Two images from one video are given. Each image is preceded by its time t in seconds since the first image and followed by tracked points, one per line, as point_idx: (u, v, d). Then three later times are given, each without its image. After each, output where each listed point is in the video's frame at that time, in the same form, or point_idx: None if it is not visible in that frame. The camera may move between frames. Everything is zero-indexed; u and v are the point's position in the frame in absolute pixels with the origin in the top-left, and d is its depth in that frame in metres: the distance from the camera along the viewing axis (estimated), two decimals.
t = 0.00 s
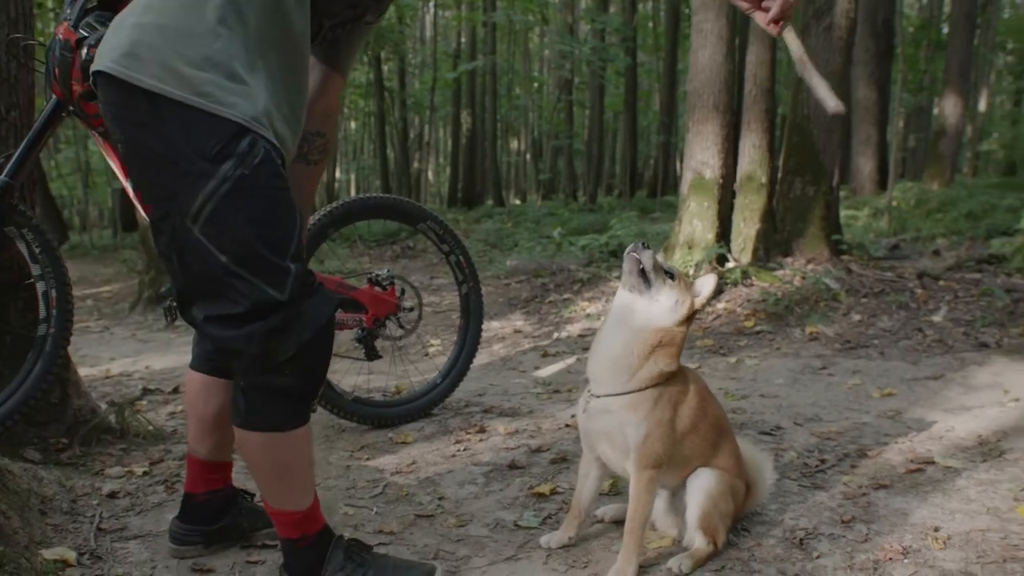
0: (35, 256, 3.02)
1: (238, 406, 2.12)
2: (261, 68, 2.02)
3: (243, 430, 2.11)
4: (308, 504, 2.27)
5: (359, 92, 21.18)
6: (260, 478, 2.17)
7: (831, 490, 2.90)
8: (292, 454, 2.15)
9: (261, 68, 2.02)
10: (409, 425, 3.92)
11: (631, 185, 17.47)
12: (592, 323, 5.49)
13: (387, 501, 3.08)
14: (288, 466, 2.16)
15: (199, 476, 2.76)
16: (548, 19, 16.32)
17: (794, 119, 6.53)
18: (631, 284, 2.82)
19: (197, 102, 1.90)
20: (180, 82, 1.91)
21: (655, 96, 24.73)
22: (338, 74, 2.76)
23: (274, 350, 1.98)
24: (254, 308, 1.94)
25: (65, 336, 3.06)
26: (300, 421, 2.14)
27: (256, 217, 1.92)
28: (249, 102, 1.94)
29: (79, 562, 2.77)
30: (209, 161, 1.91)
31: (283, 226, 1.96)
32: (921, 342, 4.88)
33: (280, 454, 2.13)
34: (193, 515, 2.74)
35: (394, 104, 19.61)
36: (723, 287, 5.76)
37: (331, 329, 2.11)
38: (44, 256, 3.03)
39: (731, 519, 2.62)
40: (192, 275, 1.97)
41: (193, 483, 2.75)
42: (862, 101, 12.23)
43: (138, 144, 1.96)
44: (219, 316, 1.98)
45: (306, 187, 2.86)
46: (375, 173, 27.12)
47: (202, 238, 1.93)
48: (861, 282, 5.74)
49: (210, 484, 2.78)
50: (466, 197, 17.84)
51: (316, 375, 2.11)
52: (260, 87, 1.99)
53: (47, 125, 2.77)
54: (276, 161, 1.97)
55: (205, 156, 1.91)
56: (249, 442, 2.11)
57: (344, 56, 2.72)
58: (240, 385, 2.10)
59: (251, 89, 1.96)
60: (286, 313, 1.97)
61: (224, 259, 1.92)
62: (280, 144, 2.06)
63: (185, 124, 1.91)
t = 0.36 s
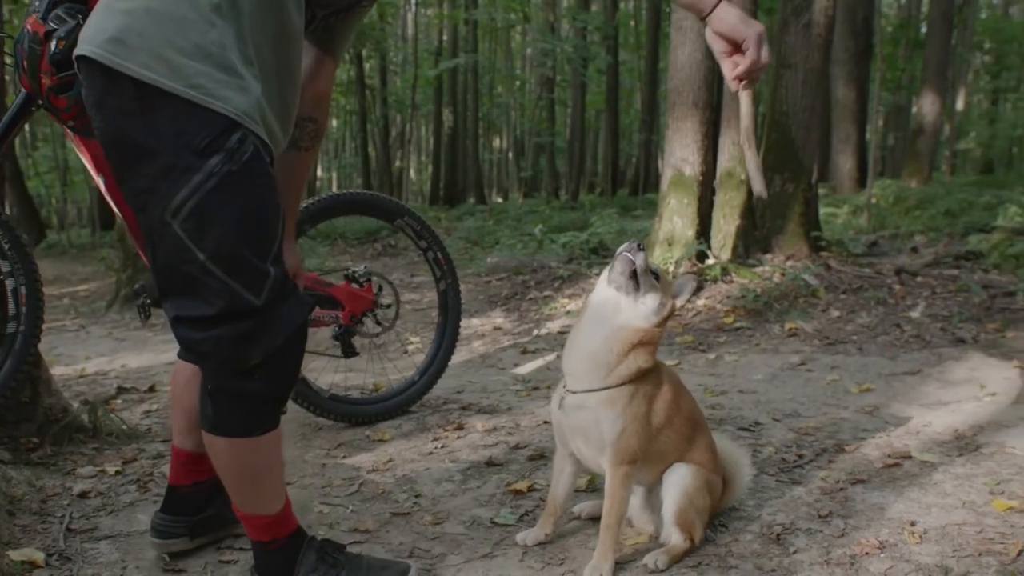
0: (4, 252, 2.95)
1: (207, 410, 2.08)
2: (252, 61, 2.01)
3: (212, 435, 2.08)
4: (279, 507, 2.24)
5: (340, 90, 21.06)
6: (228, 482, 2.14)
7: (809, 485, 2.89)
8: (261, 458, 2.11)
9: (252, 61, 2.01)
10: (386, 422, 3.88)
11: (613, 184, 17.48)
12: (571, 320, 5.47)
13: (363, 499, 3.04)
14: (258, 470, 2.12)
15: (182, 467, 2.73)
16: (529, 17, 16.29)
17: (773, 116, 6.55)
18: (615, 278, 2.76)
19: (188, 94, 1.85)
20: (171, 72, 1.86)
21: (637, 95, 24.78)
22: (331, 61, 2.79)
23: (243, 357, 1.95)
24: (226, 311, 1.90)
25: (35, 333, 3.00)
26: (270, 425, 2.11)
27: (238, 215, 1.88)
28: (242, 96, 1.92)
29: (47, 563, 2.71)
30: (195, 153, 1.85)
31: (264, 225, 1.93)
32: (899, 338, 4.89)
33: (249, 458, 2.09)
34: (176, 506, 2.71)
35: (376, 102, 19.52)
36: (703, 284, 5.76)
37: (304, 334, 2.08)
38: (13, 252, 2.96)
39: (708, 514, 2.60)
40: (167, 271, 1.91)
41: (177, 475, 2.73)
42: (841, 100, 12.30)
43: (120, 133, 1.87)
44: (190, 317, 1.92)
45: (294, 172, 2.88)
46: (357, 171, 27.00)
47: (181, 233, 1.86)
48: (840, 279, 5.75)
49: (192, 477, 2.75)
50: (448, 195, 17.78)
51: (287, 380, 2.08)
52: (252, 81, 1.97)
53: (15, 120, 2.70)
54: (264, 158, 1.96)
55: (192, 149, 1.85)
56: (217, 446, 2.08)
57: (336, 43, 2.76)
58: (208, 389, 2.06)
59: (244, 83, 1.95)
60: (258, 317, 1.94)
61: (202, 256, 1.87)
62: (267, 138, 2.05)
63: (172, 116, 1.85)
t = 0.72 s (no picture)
0: None
1: (174, 409, 2.02)
2: (232, 53, 1.96)
3: (178, 436, 2.01)
4: (249, 508, 2.18)
5: (323, 88, 20.96)
6: (196, 483, 2.08)
7: (786, 482, 2.88)
8: (228, 459, 2.05)
9: (232, 54, 1.96)
10: (364, 420, 3.84)
11: (596, 183, 17.49)
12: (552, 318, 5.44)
13: (337, 499, 2.99)
14: (225, 471, 2.06)
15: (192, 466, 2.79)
16: (512, 16, 16.27)
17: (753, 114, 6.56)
18: (601, 277, 2.70)
19: (167, 86, 1.79)
20: (149, 63, 1.79)
21: (620, 94, 24.81)
22: (312, 49, 2.80)
23: (212, 358, 1.91)
24: (198, 311, 1.86)
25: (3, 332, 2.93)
26: (239, 425, 2.04)
27: (213, 214, 1.84)
28: (222, 90, 1.88)
29: (13, 566, 2.65)
30: (171, 148, 1.80)
31: (239, 223, 1.90)
32: (878, 335, 4.90)
33: (216, 458, 2.03)
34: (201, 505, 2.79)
35: (359, 101, 19.43)
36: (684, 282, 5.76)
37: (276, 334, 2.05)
38: None
39: (684, 512, 2.58)
40: (139, 267, 1.84)
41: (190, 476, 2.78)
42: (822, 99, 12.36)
43: (92, 125, 1.78)
44: (159, 316, 1.87)
45: (275, 162, 2.80)
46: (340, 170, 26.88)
47: (154, 230, 1.81)
48: (820, 276, 5.76)
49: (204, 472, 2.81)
50: (431, 194, 17.73)
51: (258, 380, 2.03)
52: (232, 74, 1.93)
53: None
54: (241, 154, 1.92)
55: (167, 143, 1.80)
56: (184, 447, 2.02)
57: (318, 33, 2.79)
58: (175, 388, 1.99)
59: (224, 77, 1.90)
60: (229, 316, 1.91)
61: (175, 254, 1.82)
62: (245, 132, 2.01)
63: (148, 108, 1.79)
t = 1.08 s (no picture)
0: None
1: (145, 407, 1.94)
2: (206, 46, 1.90)
3: (149, 435, 1.93)
4: (222, 509, 2.11)
5: (305, 88, 20.83)
6: (168, 484, 2.00)
7: (767, 480, 2.86)
8: (202, 459, 1.97)
9: (206, 46, 1.90)
10: (342, 421, 3.78)
11: (580, 183, 17.50)
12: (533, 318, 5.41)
13: (314, 500, 2.94)
14: (198, 471, 1.98)
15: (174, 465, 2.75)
16: (495, 16, 16.26)
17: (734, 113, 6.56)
18: (583, 251, 2.57)
19: (135, 79, 1.74)
20: (117, 55, 1.74)
21: (604, 95, 24.86)
22: (290, 45, 2.75)
23: (183, 356, 1.85)
24: (168, 308, 1.80)
25: None
26: (213, 424, 1.97)
27: (185, 210, 1.78)
28: (194, 83, 1.82)
29: None
30: (139, 143, 1.74)
31: (212, 220, 1.84)
32: (858, 334, 4.91)
33: (189, 458, 1.95)
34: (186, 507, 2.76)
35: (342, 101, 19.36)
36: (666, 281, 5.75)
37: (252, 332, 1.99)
38: None
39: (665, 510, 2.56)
40: (110, 263, 1.79)
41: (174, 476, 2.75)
42: (804, 100, 12.43)
43: (60, 117, 1.74)
44: (128, 313, 1.81)
45: (253, 161, 2.70)
46: (323, 171, 26.77)
47: (123, 226, 1.75)
48: (801, 275, 5.77)
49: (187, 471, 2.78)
50: (415, 195, 17.68)
51: (232, 378, 1.96)
52: (205, 67, 1.87)
53: None
54: (215, 149, 1.85)
55: (135, 137, 1.74)
56: (155, 446, 1.93)
57: (296, 29, 2.74)
58: (146, 386, 1.92)
59: (196, 69, 1.84)
60: (201, 314, 1.85)
61: (145, 250, 1.76)
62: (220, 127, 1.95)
63: (117, 102, 1.73)
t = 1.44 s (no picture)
0: None
1: (125, 404, 1.90)
2: (188, 37, 1.86)
3: (130, 432, 1.90)
4: (204, 508, 2.07)
5: (294, 90, 20.76)
6: (148, 482, 1.96)
7: (754, 479, 2.84)
8: (184, 457, 1.94)
9: (188, 37, 1.86)
10: (327, 421, 3.75)
11: (569, 185, 17.51)
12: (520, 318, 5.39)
13: (298, 500, 2.91)
14: (181, 469, 1.95)
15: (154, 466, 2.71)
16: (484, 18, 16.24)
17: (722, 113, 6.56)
18: (608, 230, 2.58)
19: (114, 69, 1.71)
20: (96, 45, 1.71)
21: (593, 97, 24.89)
22: (272, 43, 2.71)
23: (164, 351, 1.81)
24: (149, 302, 1.75)
25: None
26: (194, 421, 1.94)
27: (166, 203, 1.75)
28: (174, 74, 1.78)
29: None
30: (118, 135, 1.71)
31: (193, 213, 1.80)
32: (846, 333, 4.91)
33: (170, 455, 1.92)
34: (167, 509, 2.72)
35: (330, 103, 19.29)
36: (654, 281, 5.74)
37: (235, 327, 1.96)
38: None
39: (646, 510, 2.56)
40: (87, 257, 1.74)
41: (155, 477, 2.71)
42: (792, 101, 12.47)
43: (36, 109, 1.71)
44: (106, 308, 1.76)
45: (232, 161, 2.68)
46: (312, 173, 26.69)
47: (102, 220, 1.71)
48: (789, 275, 5.77)
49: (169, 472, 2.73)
50: (404, 197, 17.65)
51: (214, 374, 1.93)
52: (186, 58, 1.83)
53: None
54: (195, 142, 1.82)
55: (114, 129, 1.71)
56: (136, 443, 1.90)
57: (277, 27, 2.72)
58: (126, 382, 1.88)
59: (177, 60, 1.80)
60: (182, 308, 1.81)
61: (125, 244, 1.72)
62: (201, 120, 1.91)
63: (95, 93, 1.70)
